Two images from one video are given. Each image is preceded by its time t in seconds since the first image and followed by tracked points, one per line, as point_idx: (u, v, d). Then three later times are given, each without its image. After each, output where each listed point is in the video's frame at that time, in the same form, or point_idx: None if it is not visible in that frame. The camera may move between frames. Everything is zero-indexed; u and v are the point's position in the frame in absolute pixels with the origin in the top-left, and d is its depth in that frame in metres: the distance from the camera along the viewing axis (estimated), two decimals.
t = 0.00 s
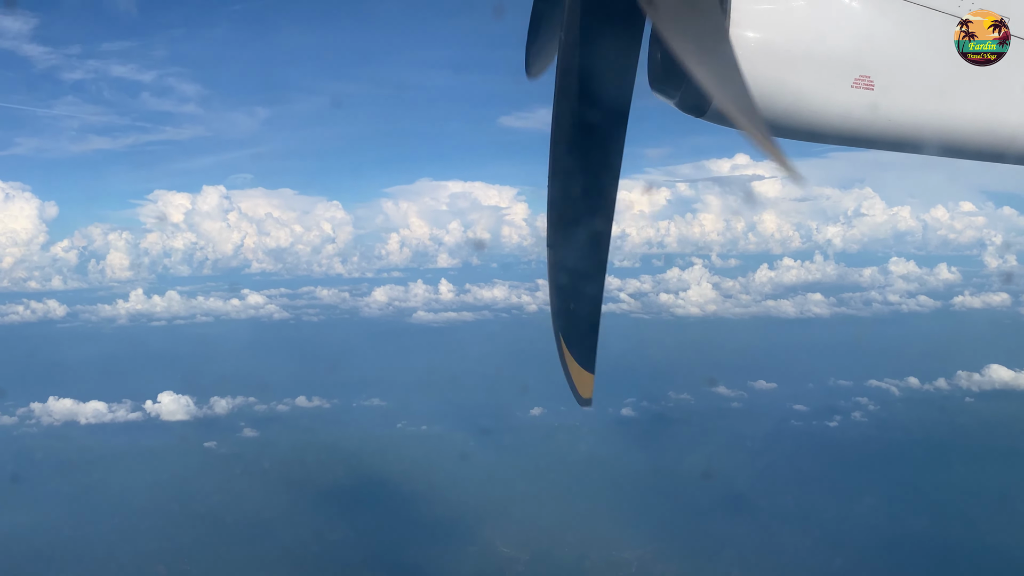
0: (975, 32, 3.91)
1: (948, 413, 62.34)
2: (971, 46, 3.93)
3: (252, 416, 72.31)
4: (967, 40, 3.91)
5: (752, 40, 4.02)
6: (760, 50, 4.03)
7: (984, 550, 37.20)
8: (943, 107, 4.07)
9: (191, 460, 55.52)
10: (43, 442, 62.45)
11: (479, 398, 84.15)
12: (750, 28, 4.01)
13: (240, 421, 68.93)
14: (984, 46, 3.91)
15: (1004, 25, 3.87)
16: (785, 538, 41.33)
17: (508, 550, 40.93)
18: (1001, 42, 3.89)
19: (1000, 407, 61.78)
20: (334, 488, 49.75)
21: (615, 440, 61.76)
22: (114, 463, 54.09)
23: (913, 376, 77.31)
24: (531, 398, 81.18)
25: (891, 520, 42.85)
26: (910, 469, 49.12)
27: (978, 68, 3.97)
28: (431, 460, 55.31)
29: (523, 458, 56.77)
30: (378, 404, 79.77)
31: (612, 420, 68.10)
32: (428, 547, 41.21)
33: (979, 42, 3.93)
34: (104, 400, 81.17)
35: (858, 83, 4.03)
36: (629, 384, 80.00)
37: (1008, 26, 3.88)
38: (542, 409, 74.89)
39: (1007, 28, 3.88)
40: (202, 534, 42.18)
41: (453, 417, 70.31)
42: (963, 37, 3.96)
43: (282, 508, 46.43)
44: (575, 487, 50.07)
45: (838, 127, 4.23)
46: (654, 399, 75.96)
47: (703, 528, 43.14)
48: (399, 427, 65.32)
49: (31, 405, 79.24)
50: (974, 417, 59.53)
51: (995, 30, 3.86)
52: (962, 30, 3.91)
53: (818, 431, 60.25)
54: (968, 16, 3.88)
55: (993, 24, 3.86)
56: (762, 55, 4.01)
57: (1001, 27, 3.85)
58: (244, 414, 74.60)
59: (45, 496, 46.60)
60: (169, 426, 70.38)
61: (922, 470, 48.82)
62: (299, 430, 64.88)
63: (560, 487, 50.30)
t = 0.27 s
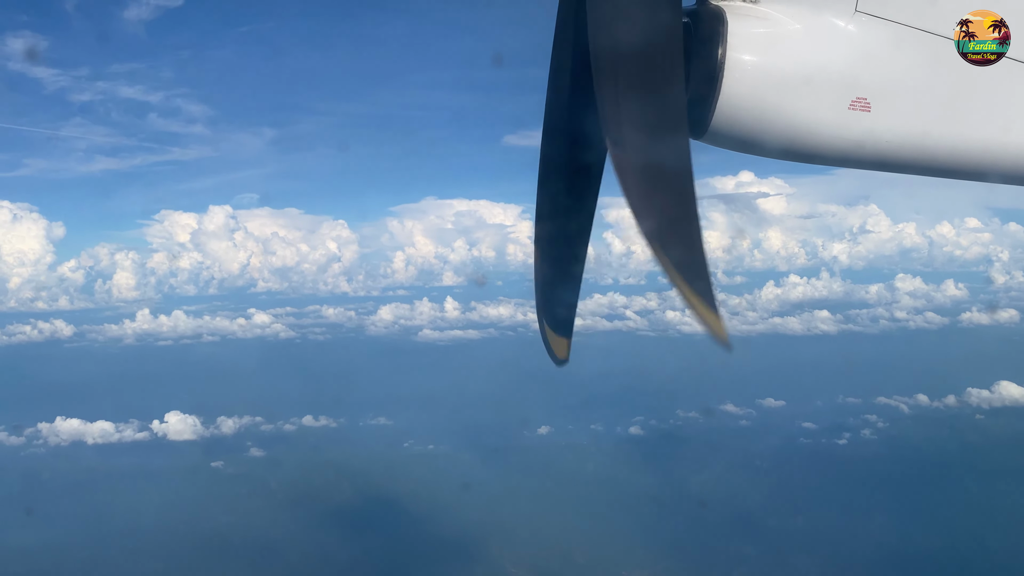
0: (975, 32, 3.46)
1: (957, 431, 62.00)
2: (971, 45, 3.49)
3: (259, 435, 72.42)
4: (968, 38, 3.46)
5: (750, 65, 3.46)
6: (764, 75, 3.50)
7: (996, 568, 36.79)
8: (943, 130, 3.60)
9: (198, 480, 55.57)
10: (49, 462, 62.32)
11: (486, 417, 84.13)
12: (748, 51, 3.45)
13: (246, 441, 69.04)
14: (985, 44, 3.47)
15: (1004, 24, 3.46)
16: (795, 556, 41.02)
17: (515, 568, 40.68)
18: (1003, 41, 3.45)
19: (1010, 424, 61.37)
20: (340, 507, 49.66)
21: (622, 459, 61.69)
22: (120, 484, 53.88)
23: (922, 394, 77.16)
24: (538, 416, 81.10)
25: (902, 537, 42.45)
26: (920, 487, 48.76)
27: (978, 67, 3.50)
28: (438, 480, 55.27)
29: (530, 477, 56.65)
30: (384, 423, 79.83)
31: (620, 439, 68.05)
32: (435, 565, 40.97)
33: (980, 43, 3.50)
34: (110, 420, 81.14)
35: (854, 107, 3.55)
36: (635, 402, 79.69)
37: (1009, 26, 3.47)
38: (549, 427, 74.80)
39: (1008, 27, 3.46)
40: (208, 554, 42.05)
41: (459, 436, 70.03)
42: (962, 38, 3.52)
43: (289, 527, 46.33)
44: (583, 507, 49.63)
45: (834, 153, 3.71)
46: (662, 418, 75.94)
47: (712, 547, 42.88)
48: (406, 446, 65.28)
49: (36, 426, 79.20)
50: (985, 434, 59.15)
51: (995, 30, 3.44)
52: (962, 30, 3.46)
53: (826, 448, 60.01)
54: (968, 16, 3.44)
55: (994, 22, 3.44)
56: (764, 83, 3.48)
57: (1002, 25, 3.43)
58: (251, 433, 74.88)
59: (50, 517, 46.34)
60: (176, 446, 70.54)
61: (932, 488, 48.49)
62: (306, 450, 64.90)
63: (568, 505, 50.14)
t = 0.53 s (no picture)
0: (973, 33, 2.94)
1: (970, 447, 61.13)
2: (970, 46, 2.96)
3: (268, 452, 72.61)
4: (966, 39, 2.93)
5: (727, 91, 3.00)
6: (749, 100, 3.05)
7: None
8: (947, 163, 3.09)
9: (206, 496, 55.62)
10: (59, 478, 62.68)
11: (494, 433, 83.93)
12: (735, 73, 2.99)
13: (255, 457, 69.23)
14: (982, 47, 2.94)
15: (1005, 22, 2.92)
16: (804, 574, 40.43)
17: None
18: (1004, 44, 2.93)
19: None
20: (346, 525, 49.41)
21: (630, 476, 61.29)
22: (128, 500, 54.08)
23: (935, 410, 76.26)
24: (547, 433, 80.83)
25: (913, 556, 41.74)
26: (932, 505, 48.01)
27: (976, 71, 2.98)
28: (446, 497, 55.07)
29: (537, 495, 56.36)
30: (392, 439, 79.80)
31: (629, 456, 67.71)
32: None
33: (978, 45, 2.97)
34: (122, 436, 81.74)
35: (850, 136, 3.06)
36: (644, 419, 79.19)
37: (1007, 27, 2.95)
38: (557, 444, 74.53)
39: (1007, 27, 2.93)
40: (212, 570, 41.94)
41: (466, 453, 69.69)
42: (958, 40, 3.01)
43: (293, 543, 46.12)
44: (591, 524, 49.31)
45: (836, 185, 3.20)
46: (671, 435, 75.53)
47: (720, 565, 42.36)
48: (413, 462, 65.23)
49: (50, 442, 79.98)
50: (999, 451, 58.30)
51: (993, 29, 2.91)
52: (961, 30, 2.94)
53: (837, 465, 59.37)
54: (967, 15, 2.93)
55: (992, 22, 2.91)
56: (744, 109, 3.03)
57: (1000, 27, 2.91)
58: (260, 450, 75.06)
59: (59, 532, 46.56)
60: (185, 463, 70.78)
61: (944, 506, 47.72)
62: (314, 467, 64.91)
63: (575, 523, 49.75)
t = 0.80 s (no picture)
0: (975, 32, 3.49)
1: (984, 462, 60.70)
2: (971, 45, 3.50)
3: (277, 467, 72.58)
4: (968, 38, 3.48)
5: (748, 102, 3.47)
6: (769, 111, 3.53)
7: None
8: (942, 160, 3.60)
9: (215, 511, 55.57)
10: (69, 493, 62.72)
11: (503, 449, 83.75)
12: (747, 89, 3.47)
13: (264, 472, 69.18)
14: (984, 45, 3.48)
15: (1004, 24, 3.46)
16: None
17: None
18: (1004, 41, 3.47)
19: None
20: (355, 539, 49.29)
21: (640, 491, 61.04)
22: (138, 515, 54.07)
23: (947, 425, 75.78)
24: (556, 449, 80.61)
25: (927, 569, 41.37)
26: (946, 519, 47.62)
27: (978, 67, 3.52)
28: (456, 512, 54.91)
29: (547, 510, 56.12)
30: (401, 454, 79.73)
31: (639, 472, 67.44)
32: None
33: (980, 42, 3.51)
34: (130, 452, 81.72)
35: (854, 143, 3.53)
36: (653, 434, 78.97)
37: (1007, 26, 3.48)
38: (566, 459, 74.29)
39: (1007, 28, 3.47)
40: None
41: (476, 468, 69.59)
42: (964, 37, 3.53)
43: (303, 557, 46.01)
44: (602, 539, 49.02)
45: (840, 185, 3.64)
46: (680, 450, 75.26)
47: None
48: (422, 477, 65.11)
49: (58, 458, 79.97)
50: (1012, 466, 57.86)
51: (995, 29, 3.44)
52: (962, 30, 3.48)
53: (849, 481, 59.00)
54: (968, 17, 3.46)
55: (993, 22, 3.45)
56: (768, 118, 3.49)
57: (1000, 27, 3.44)
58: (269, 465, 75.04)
59: (70, 546, 46.59)
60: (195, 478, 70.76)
61: (958, 520, 47.32)
62: (322, 482, 64.85)
63: (585, 538, 49.51)
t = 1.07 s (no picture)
0: (975, 33, 3.33)
1: (998, 478, 59.99)
2: (970, 45, 3.34)
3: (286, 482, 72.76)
4: (968, 38, 3.32)
5: (750, 121, 3.42)
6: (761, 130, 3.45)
7: None
8: (946, 180, 3.48)
9: (225, 525, 55.71)
10: (81, 506, 63.07)
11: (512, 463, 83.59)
12: (748, 107, 3.43)
13: (274, 486, 69.41)
14: (984, 45, 3.32)
15: (1004, 25, 3.31)
16: None
17: None
18: (1004, 41, 3.30)
19: None
20: (363, 553, 49.19)
21: (650, 506, 60.77)
22: (149, 528, 54.36)
23: (960, 440, 75.06)
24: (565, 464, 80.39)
25: None
26: (960, 536, 47.04)
27: (978, 68, 3.35)
28: (465, 527, 54.83)
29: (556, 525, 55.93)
30: (410, 469, 79.75)
31: (650, 487, 67.26)
32: None
33: (981, 43, 3.34)
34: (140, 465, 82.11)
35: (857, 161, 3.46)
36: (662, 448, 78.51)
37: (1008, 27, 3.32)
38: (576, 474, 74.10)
39: (1007, 28, 3.31)
40: None
41: (484, 483, 69.39)
42: (962, 39, 3.37)
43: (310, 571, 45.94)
44: (612, 554, 48.84)
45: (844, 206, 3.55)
46: (690, 466, 74.96)
47: None
48: (432, 492, 65.14)
49: (69, 470, 80.48)
50: None
51: (996, 28, 3.28)
52: (961, 30, 3.33)
53: (861, 496, 58.50)
54: (967, 17, 3.32)
55: (993, 22, 3.29)
56: (759, 137, 3.42)
57: (1001, 26, 3.28)
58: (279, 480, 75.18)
59: (81, 559, 46.88)
60: (205, 491, 71.03)
61: (971, 535, 46.72)
62: (332, 496, 64.95)
63: (594, 553, 49.23)
